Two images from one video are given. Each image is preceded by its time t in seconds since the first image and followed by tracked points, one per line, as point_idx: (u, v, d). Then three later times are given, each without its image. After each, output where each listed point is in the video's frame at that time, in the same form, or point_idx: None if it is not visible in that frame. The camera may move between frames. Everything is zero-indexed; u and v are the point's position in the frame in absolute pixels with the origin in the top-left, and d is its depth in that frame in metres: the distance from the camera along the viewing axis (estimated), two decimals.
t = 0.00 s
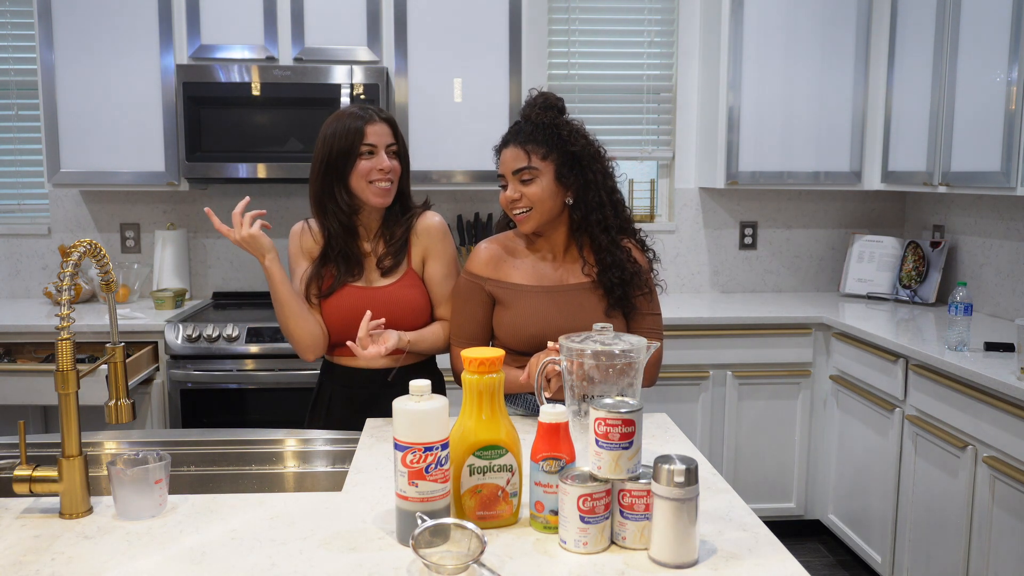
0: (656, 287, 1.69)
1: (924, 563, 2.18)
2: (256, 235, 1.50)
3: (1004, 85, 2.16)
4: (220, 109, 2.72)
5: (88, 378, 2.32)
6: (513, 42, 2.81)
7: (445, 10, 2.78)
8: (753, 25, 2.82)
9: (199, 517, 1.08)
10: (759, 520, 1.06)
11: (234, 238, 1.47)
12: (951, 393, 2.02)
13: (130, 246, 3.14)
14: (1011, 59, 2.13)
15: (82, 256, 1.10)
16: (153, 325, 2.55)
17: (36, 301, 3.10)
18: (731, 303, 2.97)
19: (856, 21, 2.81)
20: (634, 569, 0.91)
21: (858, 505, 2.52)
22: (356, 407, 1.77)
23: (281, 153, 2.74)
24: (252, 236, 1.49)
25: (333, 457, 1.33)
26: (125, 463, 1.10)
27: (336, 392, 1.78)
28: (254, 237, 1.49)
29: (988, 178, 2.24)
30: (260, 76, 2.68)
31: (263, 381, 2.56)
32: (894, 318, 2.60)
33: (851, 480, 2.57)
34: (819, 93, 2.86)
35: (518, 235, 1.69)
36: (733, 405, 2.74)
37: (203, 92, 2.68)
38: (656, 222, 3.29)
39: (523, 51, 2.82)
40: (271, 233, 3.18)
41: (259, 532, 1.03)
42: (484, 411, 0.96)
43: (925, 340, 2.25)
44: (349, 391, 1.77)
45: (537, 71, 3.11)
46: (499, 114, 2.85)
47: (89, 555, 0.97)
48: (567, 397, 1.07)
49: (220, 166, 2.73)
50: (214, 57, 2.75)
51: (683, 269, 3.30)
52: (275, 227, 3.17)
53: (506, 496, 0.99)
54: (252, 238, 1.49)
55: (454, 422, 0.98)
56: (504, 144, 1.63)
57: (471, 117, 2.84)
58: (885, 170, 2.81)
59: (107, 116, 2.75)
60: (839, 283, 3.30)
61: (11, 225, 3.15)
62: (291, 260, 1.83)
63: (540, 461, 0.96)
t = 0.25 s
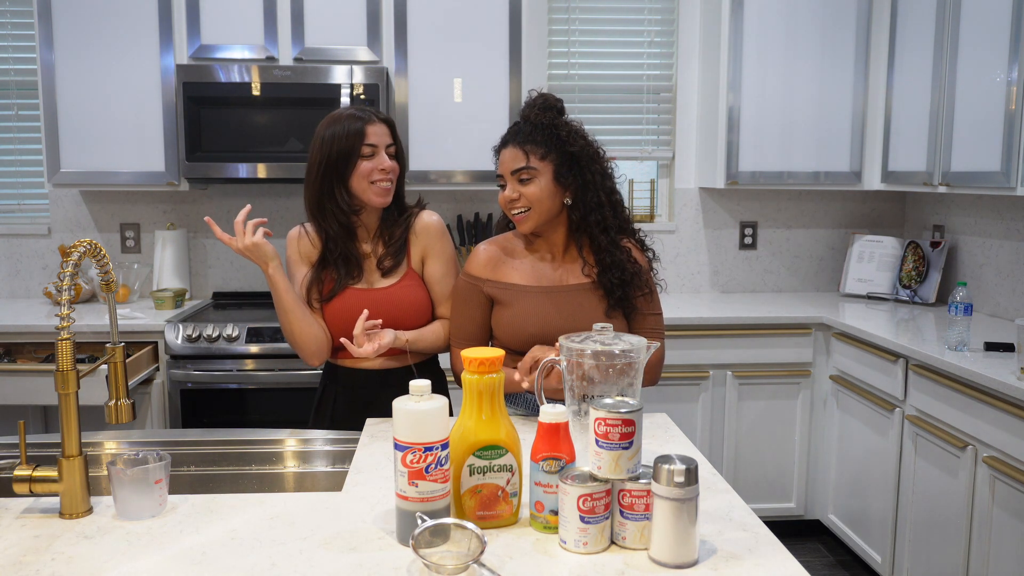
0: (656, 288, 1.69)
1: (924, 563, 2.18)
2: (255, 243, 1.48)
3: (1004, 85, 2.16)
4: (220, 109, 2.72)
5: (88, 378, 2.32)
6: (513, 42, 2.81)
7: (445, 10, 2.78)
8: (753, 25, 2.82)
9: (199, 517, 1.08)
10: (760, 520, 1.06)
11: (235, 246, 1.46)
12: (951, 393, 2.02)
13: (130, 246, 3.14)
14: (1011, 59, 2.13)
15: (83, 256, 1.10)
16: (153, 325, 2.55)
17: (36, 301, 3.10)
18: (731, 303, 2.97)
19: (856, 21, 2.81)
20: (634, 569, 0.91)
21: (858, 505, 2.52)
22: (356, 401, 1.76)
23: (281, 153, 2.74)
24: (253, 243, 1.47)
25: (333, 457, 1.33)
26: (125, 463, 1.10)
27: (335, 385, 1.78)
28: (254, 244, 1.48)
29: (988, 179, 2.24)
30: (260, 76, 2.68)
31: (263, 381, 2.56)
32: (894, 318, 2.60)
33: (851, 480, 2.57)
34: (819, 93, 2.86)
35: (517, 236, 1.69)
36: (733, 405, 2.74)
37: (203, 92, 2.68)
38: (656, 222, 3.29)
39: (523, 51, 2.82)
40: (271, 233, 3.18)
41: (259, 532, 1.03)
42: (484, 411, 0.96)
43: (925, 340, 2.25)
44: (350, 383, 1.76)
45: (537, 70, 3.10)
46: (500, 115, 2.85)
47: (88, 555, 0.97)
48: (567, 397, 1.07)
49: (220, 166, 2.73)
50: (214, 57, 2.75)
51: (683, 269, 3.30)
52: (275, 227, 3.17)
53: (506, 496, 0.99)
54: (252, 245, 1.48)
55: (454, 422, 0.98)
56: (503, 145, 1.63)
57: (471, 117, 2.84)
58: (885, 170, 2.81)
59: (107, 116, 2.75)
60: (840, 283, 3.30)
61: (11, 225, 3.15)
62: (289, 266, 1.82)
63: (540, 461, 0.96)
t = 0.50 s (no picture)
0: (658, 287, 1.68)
1: (924, 563, 2.18)
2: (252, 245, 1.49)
3: (1004, 85, 2.16)
4: (220, 109, 2.72)
5: (88, 378, 2.33)
6: (513, 42, 2.81)
7: (444, 10, 2.78)
8: (753, 25, 2.82)
9: (199, 517, 1.08)
10: (759, 520, 1.06)
11: (234, 247, 1.47)
12: (951, 393, 2.02)
13: (130, 246, 3.14)
14: (1011, 60, 2.13)
15: (82, 256, 1.10)
16: (153, 325, 2.55)
17: (36, 301, 3.10)
18: (731, 303, 2.97)
19: (856, 21, 2.81)
20: (634, 569, 0.91)
21: (858, 505, 2.53)
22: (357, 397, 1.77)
23: (281, 153, 2.74)
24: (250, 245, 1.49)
25: (332, 457, 1.33)
26: (125, 463, 1.10)
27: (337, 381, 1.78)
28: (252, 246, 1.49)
29: (988, 178, 2.24)
30: (260, 76, 2.68)
31: (263, 381, 2.56)
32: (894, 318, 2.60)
33: (851, 480, 2.57)
34: (819, 93, 2.86)
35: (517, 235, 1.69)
36: (733, 405, 2.74)
37: (203, 92, 2.68)
38: (656, 222, 3.29)
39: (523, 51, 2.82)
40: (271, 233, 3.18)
41: (259, 532, 1.03)
42: (484, 411, 0.96)
43: (925, 340, 2.25)
44: (351, 378, 1.77)
45: (537, 70, 3.10)
46: (500, 115, 2.85)
47: (88, 555, 0.97)
48: (567, 397, 1.07)
49: (220, 166, 2.73)
50: (214, 57, 2.75)
51: (683, 269, 3.30)
52: (275, 227, 3.17)
53: (506, 496, 0.99)
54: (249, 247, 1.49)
55: (454, 422, 0.98)
56: (504, 143, 1.63)
57: (470, 118, 2.84)
58: (885, 170, 2.81)
59: (107, 116, 2.75)
60: (840, 283, 3.30)
61: (11, 225, 3.15)
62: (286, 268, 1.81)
63: (540, 461, 0.96)
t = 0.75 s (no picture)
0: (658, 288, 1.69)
1: (924, 563, 2.18)
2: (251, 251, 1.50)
3: (1004, 85, 2.16)
4: (220, 109, 2.72)
5: (88, 378, 2.33)
6: (513, 42, 2.81)
7: (444, 10, 2.78)
8: (753, 25, 2.82)
9: (199, 517, 1.08)
10: (760, 520, 1.06)
11: (233, 253, 1.47)
12: (951, 393, 2.02)
13: (130, 246, 3.14)
14: (1011, 60, 2.13)
15: (83, 256, 1.10)
16: (153, 325, 2.55)
17: (36, 301, 3.10)
18: (731, 303, 2.97)
19: (856, 21, 2.81)
20: (634, 569, 0.91)
21: (858, 505, 2.53)
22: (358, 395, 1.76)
23: (281, 153, 2.74)
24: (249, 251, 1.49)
25: (332, 457, 1.33)
26: (125, 463, 1.10)
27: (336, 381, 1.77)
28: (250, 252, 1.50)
29: (988, 178, 2.24)
30: (259, 76, 2.68)
31: (263, 381, 2.56)
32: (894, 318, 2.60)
33: (851, 480, 2.57)
34: (819, 93, 2.86)
35: (518, 235, 1.69)
36: (733, 405, 2.74)
37: (203, 92, 2.68)
38: (656, 222, 3.29)
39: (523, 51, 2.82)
40: (271, 233, 3.18)
41: (259, 532, 1.03)
42: (484, 411, 0.96)
43: (925, 340, 2.25)
44: (351, 377, 1.76)
45: (537, 70, 3.10)
46: (500, 115, 2.85)
47: (88, 555, 0.97)
48: (568, 397, 1.07)
49: (220, 166, 2.73)
50: (214, 57, 2.75)
51: (683, 269, 3.30)
52: (275, 226, 3.17)
53: (506, 496, 0.99)
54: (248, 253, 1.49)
55: (454, 422, 0.98)
56: (510, 140, 1.63)
57: (470, 118, 2.84)
58: (885, 170, 2.81)
59: (107, 116, 2.75)
60: (840, 283, 3.30)
61: (11, 225, 3.15)
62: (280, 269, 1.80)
63: (540, 461, 0.96)
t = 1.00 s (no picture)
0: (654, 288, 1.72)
1: (924, 563, 2.18)
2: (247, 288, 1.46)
3: (1004, 85, 2.16)
4: (220, 109, 2.72)
5: (88, 378, 2.33)
6: (514, 42, 2.81)
7: (444, 10, 2.78)
8: (753, 25, 2.82)
9: (199, 517, 1.08)
10: (760, 520, 1.06)
11: (229, 292, 1.36)
12: (951, 393, 2.02)
13: (130, 246, 3.14)
14: (1011, 59, 2.13)
15: (83, 256, 1.10)
16: (153, 325, 2.55)
17: (36, 301, 3.10)
18: (731, 303, 2.97)
19: (856, 21, 2.81)
20: (634, 569, 0.91)
21: (858, 505, 2.53)
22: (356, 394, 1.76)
23: (281, 153, 2.74)
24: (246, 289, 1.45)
25: (332, 457, 1.33)
26: (125, 463, 1.10)
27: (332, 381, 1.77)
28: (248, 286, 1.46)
29: (987, 178, 2.24)
30: (259, 76, 2.68)
31: (263, 381, 2.56)
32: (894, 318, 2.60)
33: (851, 480, 2.57)
34: (819, 93, 2.86)
35: (518, 236, 1.68)
36: (733, 406, 2.73)
37: (203, 92, 2.68)
38: (656, 222, 3.29)
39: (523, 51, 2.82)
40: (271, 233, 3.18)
41: (259, 532, 1.03)
42: (484, 411, 0.96)
43: (925, 340, 2.25)
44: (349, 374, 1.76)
45: (537, 70, 3.10)
46: (500, 115, 2.85)
47: (88, 555, 0.97)
48: (567, 397, 1.07)
49: (220, 166, 2.72)
50: (214, 57, 2.75)
51: (683, 269, 3.30)
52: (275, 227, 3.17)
53: (506, 496, 0.99)
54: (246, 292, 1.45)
55: (454, 422, 0.98)
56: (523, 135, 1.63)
57: (470, 118, 2.84)
58: (885, 170, 2.81)
59: (107, 116, 2.75)
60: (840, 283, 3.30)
61: (11, 225, 3.15)
62: (263, 270, 1.79)
63: (540, 461, 0.96)
